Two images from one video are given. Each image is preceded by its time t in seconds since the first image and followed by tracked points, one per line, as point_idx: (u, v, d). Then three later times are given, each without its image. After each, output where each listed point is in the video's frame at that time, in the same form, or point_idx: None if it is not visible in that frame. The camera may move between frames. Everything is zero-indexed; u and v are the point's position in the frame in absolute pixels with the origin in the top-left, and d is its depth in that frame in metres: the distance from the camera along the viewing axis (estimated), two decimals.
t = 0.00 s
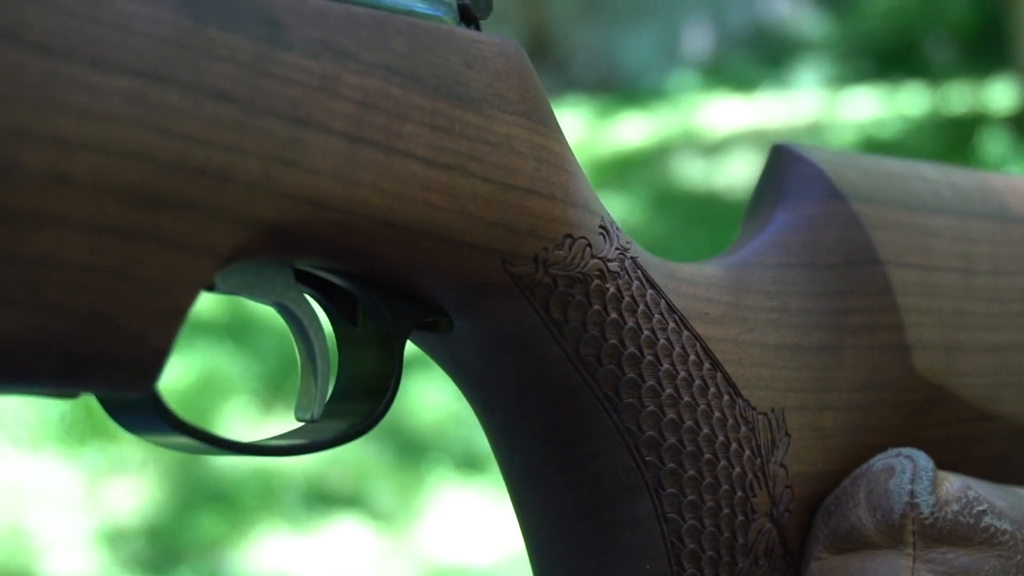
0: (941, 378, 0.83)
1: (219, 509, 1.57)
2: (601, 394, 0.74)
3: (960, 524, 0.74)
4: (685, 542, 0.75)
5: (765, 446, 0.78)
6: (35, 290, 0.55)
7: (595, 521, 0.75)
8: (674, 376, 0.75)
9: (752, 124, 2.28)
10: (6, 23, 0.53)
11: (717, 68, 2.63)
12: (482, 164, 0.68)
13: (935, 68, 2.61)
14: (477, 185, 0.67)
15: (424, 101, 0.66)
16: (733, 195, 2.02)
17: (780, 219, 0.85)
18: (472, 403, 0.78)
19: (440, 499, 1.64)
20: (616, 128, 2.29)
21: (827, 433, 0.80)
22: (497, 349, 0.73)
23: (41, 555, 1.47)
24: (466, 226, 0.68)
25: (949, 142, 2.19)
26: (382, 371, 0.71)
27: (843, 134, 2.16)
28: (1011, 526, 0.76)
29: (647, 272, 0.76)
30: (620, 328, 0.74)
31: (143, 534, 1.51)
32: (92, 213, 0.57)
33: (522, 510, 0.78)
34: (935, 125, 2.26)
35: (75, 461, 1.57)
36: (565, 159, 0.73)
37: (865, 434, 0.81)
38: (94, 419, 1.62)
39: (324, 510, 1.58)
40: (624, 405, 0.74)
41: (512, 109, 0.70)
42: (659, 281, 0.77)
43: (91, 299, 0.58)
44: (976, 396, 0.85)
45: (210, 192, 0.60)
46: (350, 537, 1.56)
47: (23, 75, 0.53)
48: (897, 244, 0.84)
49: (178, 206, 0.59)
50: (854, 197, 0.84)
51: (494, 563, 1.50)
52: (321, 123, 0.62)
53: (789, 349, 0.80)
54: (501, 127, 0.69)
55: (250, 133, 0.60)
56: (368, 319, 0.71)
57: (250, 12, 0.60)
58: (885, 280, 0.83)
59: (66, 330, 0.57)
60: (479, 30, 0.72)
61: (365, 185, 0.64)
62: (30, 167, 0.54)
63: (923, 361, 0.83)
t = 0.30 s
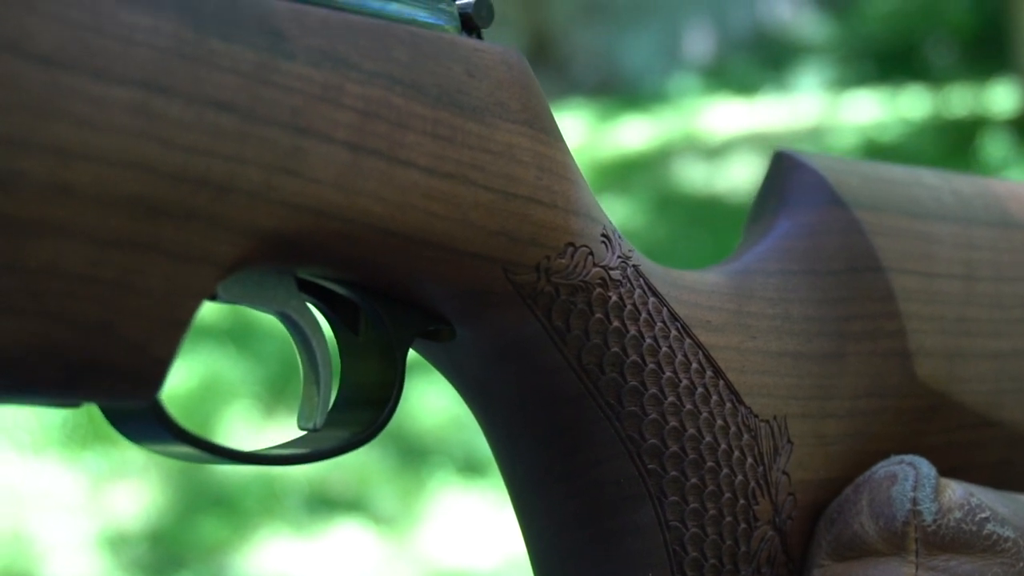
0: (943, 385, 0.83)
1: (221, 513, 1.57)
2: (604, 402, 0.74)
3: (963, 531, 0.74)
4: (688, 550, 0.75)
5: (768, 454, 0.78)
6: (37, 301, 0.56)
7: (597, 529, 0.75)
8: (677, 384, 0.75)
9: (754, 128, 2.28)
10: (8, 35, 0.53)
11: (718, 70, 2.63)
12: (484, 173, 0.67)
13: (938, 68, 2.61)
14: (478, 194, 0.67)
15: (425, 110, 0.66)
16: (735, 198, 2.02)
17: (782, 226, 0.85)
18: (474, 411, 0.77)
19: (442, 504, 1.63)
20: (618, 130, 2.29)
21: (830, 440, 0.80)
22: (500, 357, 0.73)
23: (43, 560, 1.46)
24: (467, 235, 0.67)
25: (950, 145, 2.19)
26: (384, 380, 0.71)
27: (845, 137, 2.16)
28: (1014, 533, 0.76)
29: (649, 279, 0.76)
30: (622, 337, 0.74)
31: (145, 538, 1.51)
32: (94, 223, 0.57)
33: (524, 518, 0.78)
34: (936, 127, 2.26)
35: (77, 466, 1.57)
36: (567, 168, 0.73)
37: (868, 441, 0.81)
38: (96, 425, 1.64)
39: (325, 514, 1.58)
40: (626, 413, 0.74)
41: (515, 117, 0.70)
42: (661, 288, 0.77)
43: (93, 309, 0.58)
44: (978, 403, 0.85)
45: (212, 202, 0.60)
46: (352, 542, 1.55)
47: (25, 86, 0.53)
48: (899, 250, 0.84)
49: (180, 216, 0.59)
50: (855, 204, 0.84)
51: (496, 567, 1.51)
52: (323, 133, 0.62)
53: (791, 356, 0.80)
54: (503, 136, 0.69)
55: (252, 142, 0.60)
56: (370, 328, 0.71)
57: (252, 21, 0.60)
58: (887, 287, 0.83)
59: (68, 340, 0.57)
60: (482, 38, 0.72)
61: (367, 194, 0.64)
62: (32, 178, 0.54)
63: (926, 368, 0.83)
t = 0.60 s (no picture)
0: (947, 391, 0.83)
1: (223, 517, 1.57)
2: (608, 410, 0.74)
3: (968, 538, 0.74)
4: (693, 558, 0.75)
5: (773, 461, 0.78)
6: (42, 310, 0.56)
7: (602, 537, 0.75)
8: (681, 392, 0.75)
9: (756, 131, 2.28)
10: (13, 45, 0.53)
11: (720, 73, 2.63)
12: (488, 182, 0.67)
13: (938, 69, 2.59)
14: (483, 203, 0.67)
15: (430, 118, 0.66)
16: (738, 203, 2.02)
17: (786, 233, 0.85)
18: (478, 419, 0.77)
19: (444, 508, 1.63)
20: (620, 133, 2.28)
21: (834, 447, 0.80)
22: (504, 365, 0.73)
23: (46, 564, 1.47)
24: (472, 243, 0.67)
25: (953, 149, 2.19)
26: (389, 389, 0.71)
27: (847, 141, 2.15)
28: (1019, 540, 0.75)
29: (653, 287, 0.76)
30: (626, 344, 0.74)
31: (148, 544, 1.50)
32: (100, 233, 0.57)
33: (528, 525, 0.78)
34: (938, 130, 2.25)
35: (80, 470, 1.55)
36: (571, 176, 0.73)
37: (872, 448, 0.81)
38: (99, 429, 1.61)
39: (328, 519, 1.59)
40: (630, 420, 0.74)
41: (519, 126, 0.70)
42: (665, 296, 0.77)
43: (99, 319, 0.58)
44: (982, 409, 0.85)
45: (217, 212, 0.60)
46: (355, 547, 1.56)
47: (30, 96, 0.53)
48: (903, 257, 0.84)
49: (185, 225, 0.59)
50: (859, 211, 0.84)
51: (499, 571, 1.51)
52: (328, 142, 0.62)
53: (796, 363, 0.80)
54: (507, 144, 0.69)
55: (256, 152, 0.60)
56: (375, 336, 0.71)
57: (257, 31, 0.60)
58: (891, 292, 0.83)
59: (74, 350, 0.57)
60: (485, 46, 0.72)
61: (371, 203, 0.64)
62: (38, 188, 0.54)
63: (930, 374, 0.83)
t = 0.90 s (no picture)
0: (952, 399, 0.83)
1: (228, 522, 1.57)
2: (614, 419, 0.73)
3: (973, 546, 0.74)
4: (698, 567, 0.74)
5: (778, 469, 0.77)
6: (48, 320, 0.56)
7: (608, 545, 0.75)
8: (687, 401, 0.75)
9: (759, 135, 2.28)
10: (19, 55, 0.53)
11: (723, 78, 2.63)
12: (493, 190, 0.67)
13: (941, 74, 2.57)
14: (488, 211, 0.67)
15: (435, 127, 0.66)
16: (742, 208, 2.01)
17: (792, 241, 0.84)
18: (484, 427, 0.77)
19: (446, 511, 1.63)
20: (623, 137, 2.28)
21: (840, 455, 0.80)
22: (510, 374, 0.73)
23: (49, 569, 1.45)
24: (477, 252, 0.67)
25: (957, 153, 2.18)
26: (395, 398, 0.71)
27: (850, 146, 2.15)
28: None
29: (658, 295, 0.76)
30: (632, 353, 0.74)
31: (152, 548, 1.50)
32: (105, 243, 0.57)
33: (534, 533, 0.78)
34: (943, 133, 2.25)
35: (84, 474, 1.53)
36: (577, 184, 0.73)
37: (877, 455, 0.81)
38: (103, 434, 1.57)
39: (331, 522, 1.58)
40: (636, 429, 0.74)
41: (524, 134, 0.70)
42: (671, 304, 0.77)
43: (104, 329, 0.58)
44: (988, 417, 0.85)
45: (223, 221, 0.60)
46: (358, 550, 1.56)
47: (35, 107, 0.54)
48: (909, 264, 0.84)
49: (191, 235, 0.59)
50: (865, 219, 0.84)
51: None
52: (334, 150, 0.62)
53: (801, 371, 0.80)
54: (513, 153, 0.69)
55: (262, 161, 0.60)
56: (380, 345, 0.71)
57: (262, 40, 0.61)
58: (896, 300, 0.82)
59: (79, 360, 0.57)
60: (491, 55, 0.72)
61: (377, 212, 0.64)
62: (43, 198, 0.55)
63: (936, 382, 0.83)
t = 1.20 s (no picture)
0: (959, 409, 0.83)
1: (230, 526, 1.55)
2: (621, 429, 0.73)
3: (981, 557, 0.73)
4: None
5: (785, 479, 0.77)
6: (57, 332, 0.56)
7: (614, 555, 0.74)
8: (694, 411, 0.75)
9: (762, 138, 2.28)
10: (28, 69, 0.54)
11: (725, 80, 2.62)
12: (501, 202, 0.67)
13: (945, 77, 2.56)
14: (495, 223, 0.67)
15: (442, 138, 0.66)
16: (745, 213, 2.02)
17: (798, 250, 0.84)
18: (490, 437, 0.77)
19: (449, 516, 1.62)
20: (625, 140, 2.28)
21: (846, 465, 0.80)
22: (517, 384, 0.73)
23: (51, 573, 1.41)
24: (485, 263, 0.67)
25: (959, 158, 2.19)
26: (402, 409, 0.71)
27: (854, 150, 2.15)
28: None
29: (665, 306, 0.76)
30: (639, 363, 0.74)
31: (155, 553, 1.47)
32: (114, 255, 0.57)
33: (540, 544, 0.77)
34: (946, 136, 2.24)
35: (87, 477, 1.49)
36: (584, 195, 0.73)
37: (884, 465, 0.81)
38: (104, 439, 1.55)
39: (333, 526, 1.57)
40: (643, 440, 0.74)
41: (531, 145, 0.70)
42: (677, 314, 0.77)
43: (113, 341, 0.58)
44: (994, 426, 0.85)
45: (232, 233, 0.60)
46: (361, 554, 1.55)
47: (44, 119, 0.54)
48: (916, 274, 0.84)
49: (200, 247, 0.59)
50: (870, 228, 0.84)
51: None
52: (341, 162, 0.62)
53: (807, 381, 0.80)
54: (520, 163, 0.69)
55: (270, 173, 0.60)
56: (387, 356, 0.71)
57: (270, 52, 0.61)
58: (901, 309, 0.82)
59: (88, 372, 0.57)
60: (498, 66, 0.72)
61: (383, 223, 0.64)
62: (51, 210, 0.55)
63: (942, 392, 0.83)
